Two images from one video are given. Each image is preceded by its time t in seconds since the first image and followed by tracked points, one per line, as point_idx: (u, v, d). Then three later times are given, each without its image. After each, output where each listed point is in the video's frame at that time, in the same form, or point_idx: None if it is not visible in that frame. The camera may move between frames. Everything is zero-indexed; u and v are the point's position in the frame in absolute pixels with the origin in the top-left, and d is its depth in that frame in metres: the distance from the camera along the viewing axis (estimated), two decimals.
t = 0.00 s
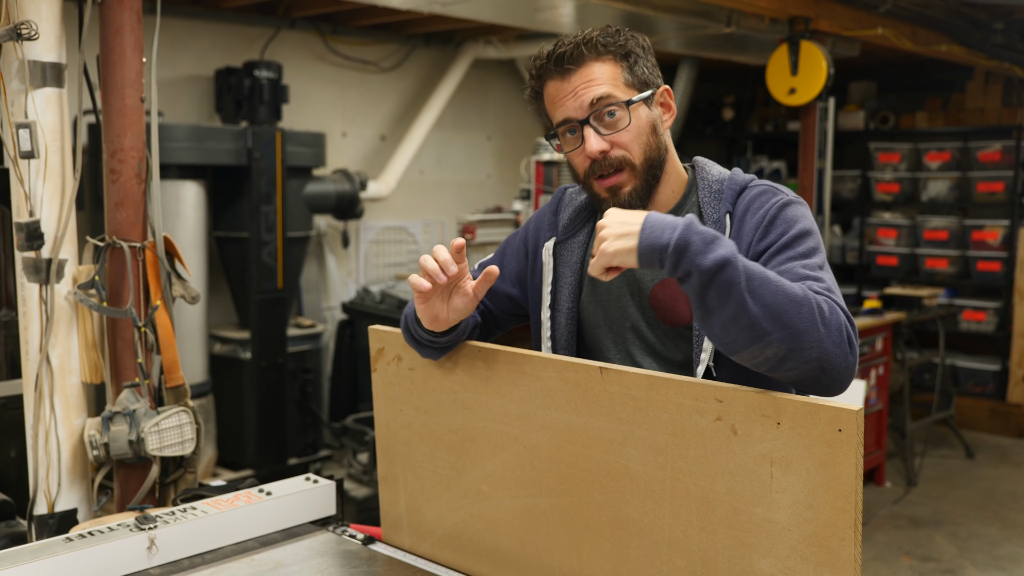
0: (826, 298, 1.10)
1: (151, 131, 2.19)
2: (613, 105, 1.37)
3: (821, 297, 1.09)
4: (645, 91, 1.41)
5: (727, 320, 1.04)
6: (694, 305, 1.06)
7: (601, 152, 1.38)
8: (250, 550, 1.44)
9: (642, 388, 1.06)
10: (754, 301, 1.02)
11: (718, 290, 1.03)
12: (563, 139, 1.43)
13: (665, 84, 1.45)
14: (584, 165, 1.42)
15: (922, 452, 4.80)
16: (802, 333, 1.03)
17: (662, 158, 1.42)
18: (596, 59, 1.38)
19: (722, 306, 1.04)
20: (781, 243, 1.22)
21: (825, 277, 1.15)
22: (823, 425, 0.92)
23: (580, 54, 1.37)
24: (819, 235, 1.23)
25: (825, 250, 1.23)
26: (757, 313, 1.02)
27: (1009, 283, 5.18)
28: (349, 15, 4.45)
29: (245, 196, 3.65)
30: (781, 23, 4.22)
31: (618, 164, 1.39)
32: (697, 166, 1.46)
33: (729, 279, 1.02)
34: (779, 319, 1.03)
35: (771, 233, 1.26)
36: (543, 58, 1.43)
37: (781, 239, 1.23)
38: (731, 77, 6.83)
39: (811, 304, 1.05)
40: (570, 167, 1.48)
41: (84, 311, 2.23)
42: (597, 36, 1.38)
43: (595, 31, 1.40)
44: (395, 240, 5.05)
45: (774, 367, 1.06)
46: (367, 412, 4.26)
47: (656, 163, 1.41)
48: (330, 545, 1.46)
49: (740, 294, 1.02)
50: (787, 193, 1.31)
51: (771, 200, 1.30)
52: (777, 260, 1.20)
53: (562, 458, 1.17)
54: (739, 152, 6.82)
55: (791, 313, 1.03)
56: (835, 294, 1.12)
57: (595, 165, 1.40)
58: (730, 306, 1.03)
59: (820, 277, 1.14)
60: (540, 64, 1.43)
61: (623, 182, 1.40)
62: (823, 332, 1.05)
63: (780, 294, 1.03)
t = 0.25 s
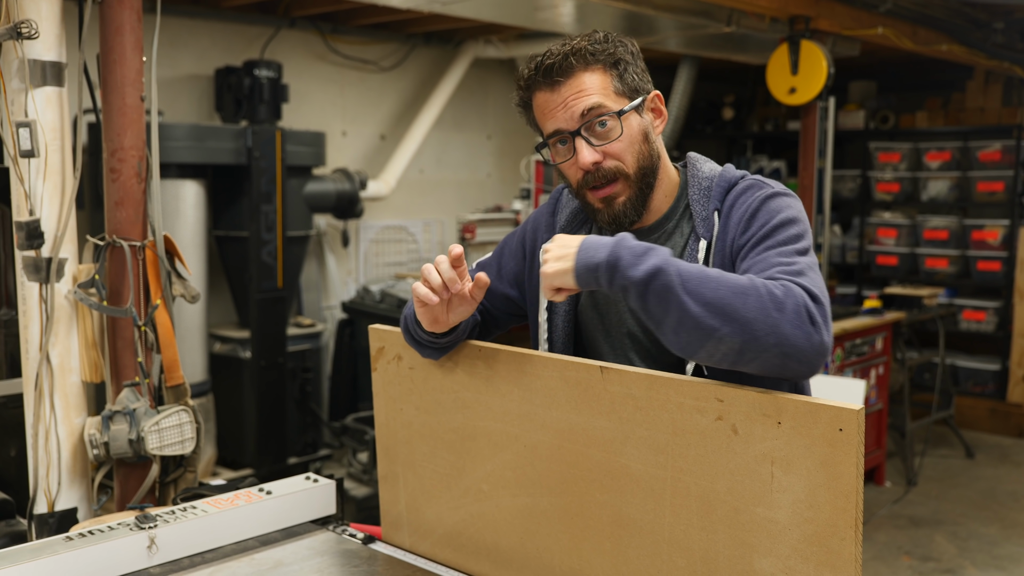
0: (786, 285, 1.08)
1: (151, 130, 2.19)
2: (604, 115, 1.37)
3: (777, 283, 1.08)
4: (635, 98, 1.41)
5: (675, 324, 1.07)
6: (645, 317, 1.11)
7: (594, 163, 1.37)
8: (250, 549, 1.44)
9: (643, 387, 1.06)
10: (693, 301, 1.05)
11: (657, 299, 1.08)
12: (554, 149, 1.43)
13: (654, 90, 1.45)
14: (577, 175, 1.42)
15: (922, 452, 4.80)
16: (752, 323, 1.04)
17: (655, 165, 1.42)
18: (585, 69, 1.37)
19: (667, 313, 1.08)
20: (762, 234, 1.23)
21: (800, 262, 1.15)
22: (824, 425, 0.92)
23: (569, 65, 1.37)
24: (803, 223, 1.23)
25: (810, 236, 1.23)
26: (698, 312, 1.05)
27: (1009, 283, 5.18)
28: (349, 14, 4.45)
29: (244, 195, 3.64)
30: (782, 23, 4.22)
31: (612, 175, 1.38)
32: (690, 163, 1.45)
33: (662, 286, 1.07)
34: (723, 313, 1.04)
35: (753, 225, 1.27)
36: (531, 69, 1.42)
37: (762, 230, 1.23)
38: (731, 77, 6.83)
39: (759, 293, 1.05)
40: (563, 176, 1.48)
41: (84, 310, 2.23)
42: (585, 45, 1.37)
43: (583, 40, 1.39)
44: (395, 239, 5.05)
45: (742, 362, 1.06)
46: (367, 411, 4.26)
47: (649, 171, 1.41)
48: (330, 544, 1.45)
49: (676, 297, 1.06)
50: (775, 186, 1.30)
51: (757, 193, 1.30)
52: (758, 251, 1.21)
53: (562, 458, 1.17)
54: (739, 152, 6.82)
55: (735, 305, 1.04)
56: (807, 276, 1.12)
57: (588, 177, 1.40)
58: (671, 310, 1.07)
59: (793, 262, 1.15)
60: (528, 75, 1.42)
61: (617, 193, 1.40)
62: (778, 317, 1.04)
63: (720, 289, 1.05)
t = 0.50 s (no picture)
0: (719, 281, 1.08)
1: (153, 128, 2.19)
2: (603, 121, 1.35)
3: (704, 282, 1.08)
4: (631, 103, 1.40)
5: (599, 330, 1.07)
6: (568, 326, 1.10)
7: (593, 172, 1.37)
8: (250, 548, 1.44)
9: (644, 386, 1.06)
10: (616, 304, 1.05)
11: (579, 305, 1.07)
12: (551, 157, 1.42)
13: (650, 94, 1.44)
14: (576, 183, 1.41)
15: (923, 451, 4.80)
16: (676, 321, 1.04)
17: (653, 171, 1.42)
18: (582, 76, 1.35)
19: (589, 321, 1.07)
20: (734, 227, 1.20)
21: (752, 256, 1.12)
22: (824, 425, 0.91)
23: (565, 72, 1.35)
24: (778, 215, 1.17)
25: (788, 228, 1.16)
26: (622, 314, 1.05)
27: (1010, 282, 5.18)
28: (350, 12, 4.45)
29: (245, 193, 3.64)
30: (783, 21, 4.21)
31: (612, 183, 1.38)
32: (687, 156, 1.46)
33: (582, 291, 1.07)
34: (646, 315, 1.04)
35: (731, 219, 1.24)
36: (526, 77, 1.40)
37: (734, 223, 1.21)
38: (732, 76, 6.83)
39: (681, 292, 1.05)
40: (560, 182, 1.47)
41: (84, 308, 2.24)
42: (580, 52, 1.35)
43: (577, 46, 1.38)
44: (396, 238, 5.05)
45: (669, 361, 1.06)
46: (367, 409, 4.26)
47: (648, 177, 1.41)
48: (330, 543, 1.45)
49: (597, 302, 1.06)
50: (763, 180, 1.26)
51: (742, 188, 1.27)
52: (729, 241, 1.19)
53: (563, 457, 1.17)
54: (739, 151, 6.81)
55: (659, 306, 1.04)
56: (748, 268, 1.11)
57: (588, 185, 1.39)
58: (594, 317, 1.06)
59: (740, 255, 1.13)
60: (524, 83, 1.41)
61: (616, 200, 1.40)
62: (700, 314, 1.04)
63: (641, 291, 1.05)
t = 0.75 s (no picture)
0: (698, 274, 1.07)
1: (154, 128, 2.19)
2: (589, 146, 1.34)
3: (677, 276, 1.06)
4: (621, 121, 1.37)
5: (590, 336, 1.02)
6: (546, 336, 1.04)
7: (581, 195, 1.38)
8: (250, 548, 1.44)
9: (644, 387, 1.06)
10: (605, 307, 1.01)
11: (566, 312, 1.01)
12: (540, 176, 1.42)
13: (643, 108, 1.41)
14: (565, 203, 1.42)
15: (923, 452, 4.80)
16: (667, 318, 1.01)
17: (643, 186, 1.41)
18: (568, 99, 1.33)
19: (580, 327, 1.02)
20: (725, 224, 1.19)
21: (737, 251, 1.10)
22: (825, 426, 0.91)
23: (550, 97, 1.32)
24: (769, 215, 1.15)
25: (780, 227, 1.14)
26: (615, 318, 1.01)
27: (1011, 283, 5.17)
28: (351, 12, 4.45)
29: (245, 193, 3.64)
30: (784, 22, 4.21)
31: (600, 203, 1.39)
32: (688, 158, 1.44)
33: (569, 297, 1.01)
34: (635, 315, 1.01)
35: (723, 217, 1.23)
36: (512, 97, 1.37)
37: (725, 221, 1.20)
38: (733, 76, 6.82)
39: (666, 286, 1.03)
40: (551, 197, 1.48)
41: (84, 308, 2.24)
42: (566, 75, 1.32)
43: (563, 67, 1.34)
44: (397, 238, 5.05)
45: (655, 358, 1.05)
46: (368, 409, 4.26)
47: (640, 195, 1.41)
48: (330, 543, 1.45)
49: (586, 307, 1.01)
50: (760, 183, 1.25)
51: (736, 190, 1.26)
52: (719, 237, 1.18)
53: (563, 458, 1.17)
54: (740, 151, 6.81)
55: (648, 303, 1.01)
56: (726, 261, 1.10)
57: (577, 206, 1.40)
58: (586, 324, 1.01)
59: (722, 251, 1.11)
60: (510, 104, 1.38)
61: (607, 218, 1.42)
62: (688, 307, 1.02)
63: (627, 290, 1.01)
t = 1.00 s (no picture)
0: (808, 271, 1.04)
1: (154, 128, 2.19)
2: (595, 121, 1.38)
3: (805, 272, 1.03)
4: (627, 102, 1.41)
5: (756, 331, 0.96)
6: (708, 324, 0.96)
7: (586, 170, 1.39)
8: (249, 549, 1.44)
9: (644, 388, 1.06)
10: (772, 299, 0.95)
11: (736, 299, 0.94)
12: (547, 155, 1.45)
13: (648, 92, 1.46)
14: (570, 181, 1.43)
15: (923, 453, 4.80)
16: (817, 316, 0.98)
17: (649, 169, 1.43)
18: (575, 76, 1.38)
19: (751, 320, 0.95)
20: (760, 227, 1.20)
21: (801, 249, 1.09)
22: (825, 427, 0.91)
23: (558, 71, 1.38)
24: (799, 214, 1.20)
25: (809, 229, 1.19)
26: (784, 313, 0.96)
27: (1011, 284, 5.18)
28: (351, 12, 4.45)
29: (245, 194, 3.64)
30: (784, 23, 4.21)
31: (605, 180, 1.40)
32: (686, 160, 1.46)
33: (740, 286, 0.94)
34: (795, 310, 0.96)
35: (750, 221, 1.24)
36: (522, 75, 1.44)
37: (759, 224, 1.20)
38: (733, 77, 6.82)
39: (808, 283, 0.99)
40: (557, 180, 1.50)
41: (84, 309, 2.24)
42: (574, 52, 1.38)
43: (572, 45, 1.40)
44: (396, 238, 5.05)
45: (787, 359, 1.00)
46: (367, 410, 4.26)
47: (643, 175, 1.42)
48: (329, 544, 1.45)
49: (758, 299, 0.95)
50: (768, 184, 1.29)
51: (751, 191, 1.29)
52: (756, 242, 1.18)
53: (562, 459, 1.17)
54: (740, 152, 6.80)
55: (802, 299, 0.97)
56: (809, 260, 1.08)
57: (582, 183, 1.42)
58: (757, 316, 0.95)
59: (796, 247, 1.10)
60: (519, 82, 1.45)
61: (611, 198, 1.42)
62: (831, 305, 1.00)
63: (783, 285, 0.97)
